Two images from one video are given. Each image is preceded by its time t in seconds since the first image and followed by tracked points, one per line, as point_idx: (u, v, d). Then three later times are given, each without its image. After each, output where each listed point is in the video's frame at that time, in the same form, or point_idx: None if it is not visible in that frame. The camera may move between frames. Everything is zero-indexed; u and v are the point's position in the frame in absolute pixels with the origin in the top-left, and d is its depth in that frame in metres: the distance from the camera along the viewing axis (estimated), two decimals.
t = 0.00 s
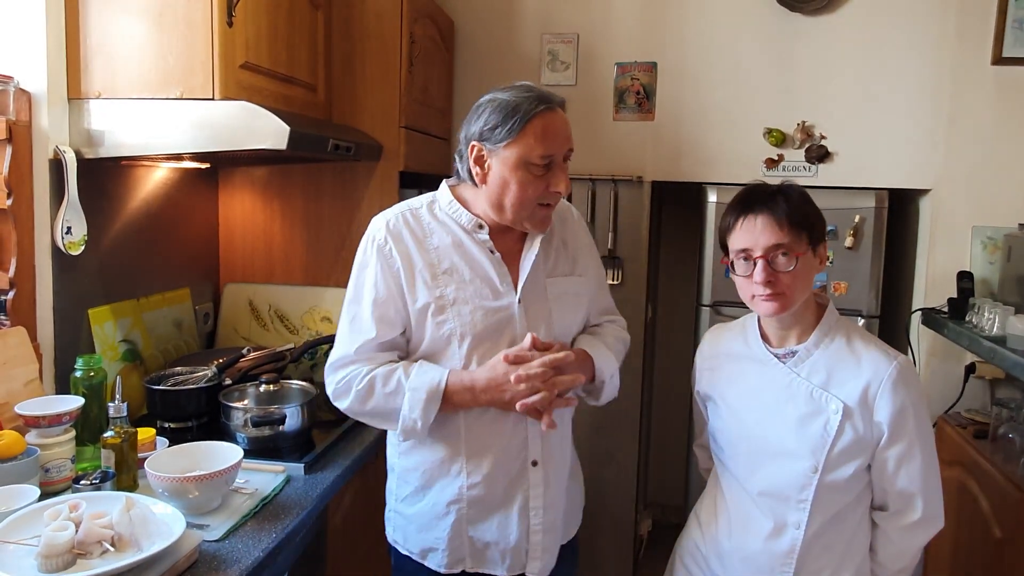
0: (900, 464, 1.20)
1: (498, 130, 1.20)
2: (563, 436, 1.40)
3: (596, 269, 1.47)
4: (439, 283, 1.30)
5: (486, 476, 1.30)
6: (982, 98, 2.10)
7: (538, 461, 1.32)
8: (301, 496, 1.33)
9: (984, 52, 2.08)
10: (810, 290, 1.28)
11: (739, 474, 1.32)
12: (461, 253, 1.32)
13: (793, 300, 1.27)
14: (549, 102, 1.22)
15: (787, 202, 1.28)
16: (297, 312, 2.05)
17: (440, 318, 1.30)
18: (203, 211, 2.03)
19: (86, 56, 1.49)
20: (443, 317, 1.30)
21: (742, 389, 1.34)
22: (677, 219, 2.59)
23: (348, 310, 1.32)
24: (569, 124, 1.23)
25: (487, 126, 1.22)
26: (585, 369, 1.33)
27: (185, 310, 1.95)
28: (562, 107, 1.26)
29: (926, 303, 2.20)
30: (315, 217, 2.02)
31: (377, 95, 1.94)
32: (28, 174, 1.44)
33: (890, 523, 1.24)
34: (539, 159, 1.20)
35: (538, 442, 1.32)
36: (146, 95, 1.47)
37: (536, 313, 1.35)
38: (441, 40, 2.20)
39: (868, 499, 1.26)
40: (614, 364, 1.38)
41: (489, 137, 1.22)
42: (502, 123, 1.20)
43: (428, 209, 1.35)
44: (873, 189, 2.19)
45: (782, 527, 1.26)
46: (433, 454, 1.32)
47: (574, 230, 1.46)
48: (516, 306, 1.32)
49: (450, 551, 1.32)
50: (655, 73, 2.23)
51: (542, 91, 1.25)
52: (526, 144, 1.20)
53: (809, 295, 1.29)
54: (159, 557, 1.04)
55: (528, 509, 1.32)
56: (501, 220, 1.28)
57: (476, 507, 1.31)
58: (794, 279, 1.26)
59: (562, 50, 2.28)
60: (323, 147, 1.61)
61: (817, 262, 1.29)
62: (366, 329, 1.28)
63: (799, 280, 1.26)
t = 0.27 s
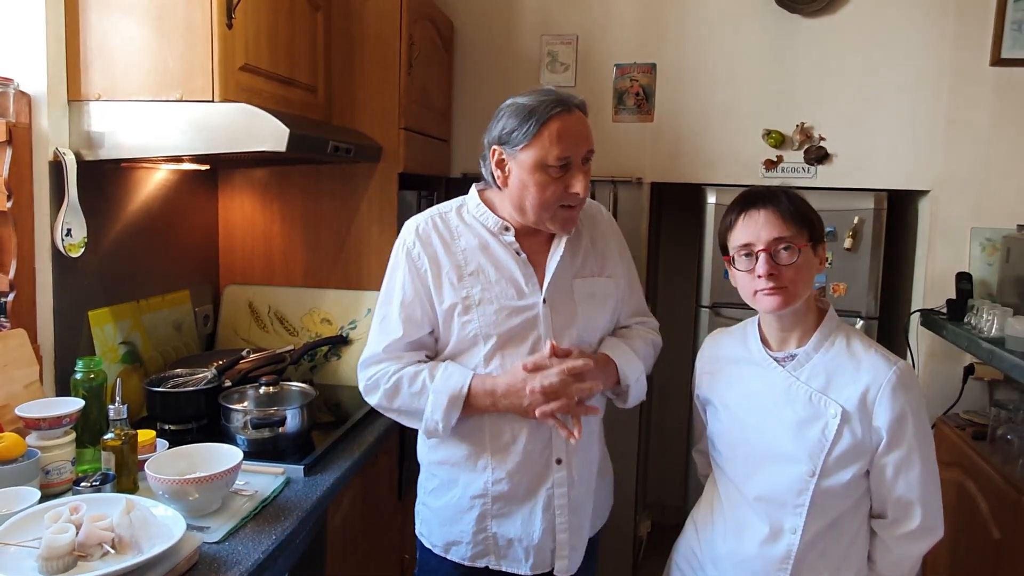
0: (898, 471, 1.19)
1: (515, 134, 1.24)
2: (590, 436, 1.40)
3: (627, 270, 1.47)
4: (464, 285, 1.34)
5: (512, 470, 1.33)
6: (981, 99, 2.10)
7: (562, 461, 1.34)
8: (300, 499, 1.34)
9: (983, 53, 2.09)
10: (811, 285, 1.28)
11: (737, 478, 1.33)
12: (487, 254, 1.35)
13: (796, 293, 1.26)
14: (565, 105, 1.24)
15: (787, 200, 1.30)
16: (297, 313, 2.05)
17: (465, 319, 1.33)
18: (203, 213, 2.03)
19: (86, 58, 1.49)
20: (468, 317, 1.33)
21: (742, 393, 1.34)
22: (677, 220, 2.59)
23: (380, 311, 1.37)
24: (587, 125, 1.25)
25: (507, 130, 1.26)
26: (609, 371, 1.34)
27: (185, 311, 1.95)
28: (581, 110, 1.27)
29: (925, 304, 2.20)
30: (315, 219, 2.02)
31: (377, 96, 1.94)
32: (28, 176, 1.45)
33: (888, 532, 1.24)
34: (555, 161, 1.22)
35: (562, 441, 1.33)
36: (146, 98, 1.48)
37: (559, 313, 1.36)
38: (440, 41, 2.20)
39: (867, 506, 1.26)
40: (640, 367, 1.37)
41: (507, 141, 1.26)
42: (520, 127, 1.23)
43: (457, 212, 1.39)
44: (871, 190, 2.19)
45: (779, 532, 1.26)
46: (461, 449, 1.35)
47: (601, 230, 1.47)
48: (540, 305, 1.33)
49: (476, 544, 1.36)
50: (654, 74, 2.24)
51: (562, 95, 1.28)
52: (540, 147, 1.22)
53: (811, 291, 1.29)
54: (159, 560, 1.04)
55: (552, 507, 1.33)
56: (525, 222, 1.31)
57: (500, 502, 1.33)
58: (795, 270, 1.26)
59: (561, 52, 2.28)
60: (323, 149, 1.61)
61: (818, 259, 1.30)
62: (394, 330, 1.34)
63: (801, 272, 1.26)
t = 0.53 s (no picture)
0: (895, 472, 1.19)
1: (535, 133, 1.26)
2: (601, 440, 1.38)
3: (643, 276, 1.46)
4: (477, 283, 1.35)
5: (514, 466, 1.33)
6: (979, 99, 2.10)
7: (562, 460, 1.34)
8: (298, 498, 1.34)
9: (981, 54, 2.09)
10: (793, 291, 1.27)
11: (734, 477, 1.33)
12: (501, 255, 1.36)
13: (771, 298, 1.26)
14: (587, 110, 1.26)
15: (780, 205, 1.28)
16: (296, 313, 2.05)
17: (476, 317, 1.35)
18: (202, 213, 2.04)
19: (85, 58, 1.49)
20: (478, 315, 1.35)
21: (739, 393, 1.35)
22: (676, 220, 2.59)
23: (398, 302, 1.40)
24: (607, 131, 1.26)
25: (529, 132, 1.28)
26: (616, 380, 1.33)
27: (184, 311, 1.96)
28: (604, 117, 1.28)
29: (923, 304, 2.20)
30: (314, 219, 2.03)
31: (376, 97, 1.94)
32: (26, 176, 1.45)
33: (886, 534, 1.24)
34: (570, 165, 1.23)
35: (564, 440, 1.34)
36: (145, 98, 1.48)
37: (572, 315, 1.36)
38: (439, 41, 2.21)
39: (865, 507, 1.26)
40: (649, 377, 1.36)
41: (528, 141, 1.28)
42: (540, 129, 1.25)
43: (476, 212, 1.40)
44: (869, 190, 2.19)
45: (775, 531, 1.26)
46: (468, 442, 1.37)
47: (618, 233, 1.46)
48: (550, 309, 1.34)
49: (473, 538, 1.37)
50: (653, 74, 2.24)
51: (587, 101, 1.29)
52: (558, 147, 1.23)
53: (794, 297, 1.28)
54: (157, 559, 1.04)
55: (552, 504, 1.34)
56: (539, 224, 1.32)
57: (500, 497, 1.35)
58: (771, 276, 1.26)
59: (560, 52, 2.28)
60: (321, 149, 1.61)
61: (806, 266, 1.28)
62: (408, 322, 1.36)
63: (778, 279, 1.25)
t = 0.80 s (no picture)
0: (890, 470, 1.20)
1: (521, 128, 1.27)
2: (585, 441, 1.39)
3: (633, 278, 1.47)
4: (463, 279, 1.36)
5: (496, 467, 1.34)
6: (977, 99, 2.11)
7: (545, 460, 1.34)
8: (296, 498, 1.34)
9: (978, 54, 2.09)
10: (786, 293, 1.28)
11: (729, 476, 1.33)
12: (489, 252, 1.37)
13: (761, 299, 1.27)
14: (574, 105, 1.27)
15: (775, 206, 1.28)
16: (295, 313, 2.05)
17: (461, 313, 1.36)
18: (201, 213, 2.04)
19: (84, 60, 1.50)
20: (463, 311, 1.35)
21: (735, 392, 1.35)
22: (674, 220, 2.60)
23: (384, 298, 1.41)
24: (593, 126, 1.27)
25: (515, 127, 1.29)
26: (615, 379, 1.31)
27: (183, 311, 1.96)
28: (591, 112, 1.29)
29: (920, 304, 2.21)
30: (312, 220, 2.03)
31: (374, 97, 1.95)
32: (25, 177, 1.45)
33: (881, 530, 1.25)
34: (557, 157, 1.24)
35: (547, 439, 1.34)
36: (144, 99, 1.48)
37: (560, 313, 1.36)
38: (438, 42, 2.21)
39: (860, 504, 1.27)
40: (643, 376, 1.35)
41: (515, 136, 1.29)
42: (527, 123, 1.26)
43: (465, 210, 1.42)
44: (867, 190, 2.20)
45: (771, 530, 1.27)
46: (448, 441, 1.38)
47: (610, 236, 1.48)
48: (535, 306, 1.34)
49: (457, 538, 1.38)
50: (651, 75, 2.24)
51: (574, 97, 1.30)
52: (544, 140, 1.24)
53: (787, 298, 1.29)
54: (154, 559, 1.05)
55: (535, 503, 1.35)
56: (527, 219, 1.32)
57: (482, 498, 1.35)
58: (762, 277, 1.26)
59: (558, 53, 2.29)
60: (320, 149, 1.62)
61: (799, 268, 1.28)
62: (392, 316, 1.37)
63: (769, 280, 1.26)
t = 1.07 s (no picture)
0: (888, 467, 1.21)
1: (496, 129, 1.26)
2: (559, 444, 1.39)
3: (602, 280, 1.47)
4: (434, 284, 1.35)
5: (472, 472, 1.34)
6: (975, 100, 2.11)
7: (521, 465, 1.34)
8: (294, 499, 1.34)
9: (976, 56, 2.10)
10: (780, 294, 1.28)
11: (728, 476, 1.34)
12: (459, 256, 1.36)
13: (755, 299, 1.28)
14: (548, 107, 1.27)
15: (771, 208, 1.29)
16: (294, 314, 2.07)
17: (432, 317, 1.35)
18: (200, 214, 2.04)
19: (83, 61, 1.50)
20: (434, 315, 1.35)
21: (731, 392, 1.35)
22: (673, 221, 2.60)
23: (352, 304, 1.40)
24: (567, 128, 1.27)
25: (489, 128, 1.28)
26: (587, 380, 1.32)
27: (182, 313, 1.96)
28: (563, 114, 1.30)
29: (918, 305, 2.21)
30: (311, 221, 2.03)
31: (373, 99, 1.95)
32: (25, 178, 1.45)
33: (879, 525, 1.26)
34: (533, 160, 1.24)
35: (521, 444, 1.34)
36: (143, 100, 1.48)
37: (531, 317, 1.36)
38: (437, 44, 2.21)
39: (858, 501, 1.28)
40: (611, 382, 1.37)
41: (488, 138, 1.28)
42: (501, 125, 1.25)
43: (435, 213, 1.41)
44: (865, 191, 2.20)
45: (771, 530, 1.27)
46: (418, 448, 1.39)
47: (580, 237, 1.47)
48: (507, 309, 1.34)
49: (437, 544, 1.38)
50: (650, 76, 2.25)
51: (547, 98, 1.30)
52: (520, 143, 1.24)
53: (781, 299, 1.29)
54: (153, 559, 1.05)
55: (511, 511, 1.34)
56: (500, 221, 1.32)
57: (460, 502, 1.35)
58: (756, 278, 1.27)
59: (557, 54, 2.29)
60: (318, 151, 1.62)
61: (793, 269, 1.29)
62: (360, 322, 1.36)
63: (764, 281, 1.27)
